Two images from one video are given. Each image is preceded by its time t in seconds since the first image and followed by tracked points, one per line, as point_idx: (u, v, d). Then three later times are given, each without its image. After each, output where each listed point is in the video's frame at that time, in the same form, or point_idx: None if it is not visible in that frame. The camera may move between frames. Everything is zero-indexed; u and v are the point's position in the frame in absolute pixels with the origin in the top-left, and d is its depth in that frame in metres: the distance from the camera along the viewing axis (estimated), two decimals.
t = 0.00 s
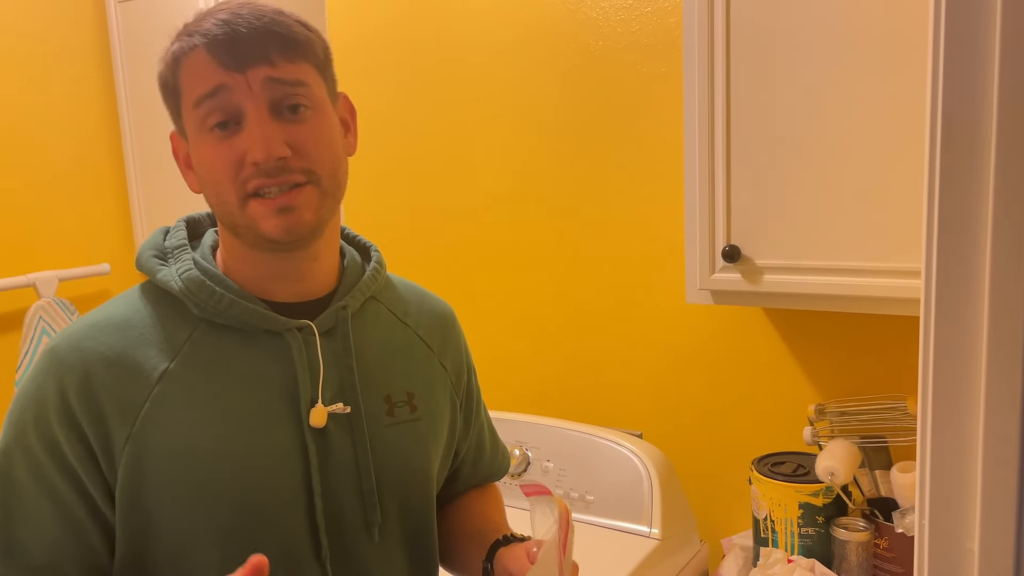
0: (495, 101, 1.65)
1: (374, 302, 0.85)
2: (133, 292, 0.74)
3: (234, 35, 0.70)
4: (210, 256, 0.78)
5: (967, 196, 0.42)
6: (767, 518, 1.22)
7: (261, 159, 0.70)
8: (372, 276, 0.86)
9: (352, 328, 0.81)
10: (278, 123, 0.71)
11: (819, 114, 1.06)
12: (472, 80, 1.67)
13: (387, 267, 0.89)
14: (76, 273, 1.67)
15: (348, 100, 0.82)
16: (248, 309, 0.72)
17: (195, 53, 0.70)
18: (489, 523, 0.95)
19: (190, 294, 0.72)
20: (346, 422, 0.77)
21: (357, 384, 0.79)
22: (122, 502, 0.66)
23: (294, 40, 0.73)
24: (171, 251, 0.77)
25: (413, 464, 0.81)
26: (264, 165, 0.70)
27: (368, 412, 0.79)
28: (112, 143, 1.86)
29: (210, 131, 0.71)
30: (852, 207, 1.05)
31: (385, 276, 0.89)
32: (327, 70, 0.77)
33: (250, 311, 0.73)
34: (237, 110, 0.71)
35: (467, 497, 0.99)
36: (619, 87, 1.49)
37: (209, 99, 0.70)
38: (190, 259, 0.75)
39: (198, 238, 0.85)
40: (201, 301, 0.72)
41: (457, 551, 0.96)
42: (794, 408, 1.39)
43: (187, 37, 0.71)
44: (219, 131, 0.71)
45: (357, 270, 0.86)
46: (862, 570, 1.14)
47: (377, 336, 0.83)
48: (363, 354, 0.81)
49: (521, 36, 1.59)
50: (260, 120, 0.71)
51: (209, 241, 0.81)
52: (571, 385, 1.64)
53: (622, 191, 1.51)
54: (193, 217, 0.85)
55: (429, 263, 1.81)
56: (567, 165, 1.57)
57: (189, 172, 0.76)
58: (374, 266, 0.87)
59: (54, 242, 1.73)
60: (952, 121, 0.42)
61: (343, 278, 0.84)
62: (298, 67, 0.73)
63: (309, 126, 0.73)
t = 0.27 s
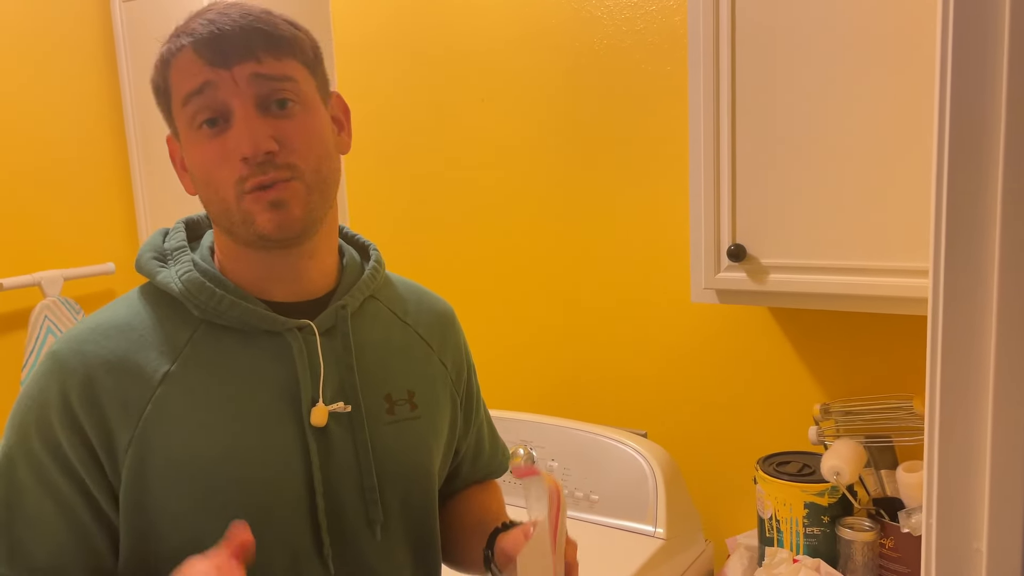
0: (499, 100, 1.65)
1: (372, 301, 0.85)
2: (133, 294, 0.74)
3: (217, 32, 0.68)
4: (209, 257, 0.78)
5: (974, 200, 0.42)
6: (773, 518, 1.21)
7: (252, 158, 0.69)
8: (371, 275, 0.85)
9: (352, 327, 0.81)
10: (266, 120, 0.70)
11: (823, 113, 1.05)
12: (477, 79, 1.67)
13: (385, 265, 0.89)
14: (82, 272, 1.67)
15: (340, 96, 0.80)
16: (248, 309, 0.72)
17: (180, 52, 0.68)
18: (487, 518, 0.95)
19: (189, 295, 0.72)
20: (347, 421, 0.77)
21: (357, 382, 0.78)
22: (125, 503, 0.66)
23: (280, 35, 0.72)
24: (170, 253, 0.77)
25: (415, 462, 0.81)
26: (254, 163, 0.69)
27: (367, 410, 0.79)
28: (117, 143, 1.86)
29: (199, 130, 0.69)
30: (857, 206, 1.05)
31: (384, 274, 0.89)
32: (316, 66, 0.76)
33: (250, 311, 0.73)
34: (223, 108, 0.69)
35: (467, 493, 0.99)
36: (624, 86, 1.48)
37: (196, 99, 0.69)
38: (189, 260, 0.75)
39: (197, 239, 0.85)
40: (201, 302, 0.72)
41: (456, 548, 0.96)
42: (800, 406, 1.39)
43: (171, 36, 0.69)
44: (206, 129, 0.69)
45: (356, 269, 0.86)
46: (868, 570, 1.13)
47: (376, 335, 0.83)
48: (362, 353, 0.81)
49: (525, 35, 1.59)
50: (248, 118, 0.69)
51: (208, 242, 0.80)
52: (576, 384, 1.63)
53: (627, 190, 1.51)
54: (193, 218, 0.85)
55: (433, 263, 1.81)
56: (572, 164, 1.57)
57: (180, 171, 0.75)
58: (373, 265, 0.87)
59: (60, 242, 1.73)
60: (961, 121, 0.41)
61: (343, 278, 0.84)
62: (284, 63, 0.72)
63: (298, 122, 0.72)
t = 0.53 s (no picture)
0: (501, 99, 1.65)
1: (370, 299, 0.85)
2: (132, 292, 0.74)
3: (254, 31, 0.71)
4: (207, 255, 0.78)
5: (975, 201, 0.42)
6: (774, 517, 1.22)
7: (269, 152, 0.70)
8: (368, 273, 0.86)
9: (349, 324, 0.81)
10: (288, 119, 0.73)
11: (825, 112, 1.05)
12: (478, 78, 1.67)
13: (382, 263, 0.89)
14: (84, 271, 1.67)
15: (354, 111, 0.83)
16: (247, 305, 0.72)
17: (212, 44, 0.71)
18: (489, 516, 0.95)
19: (188, 292, 0.72)
20: (347, 417, 0.77)
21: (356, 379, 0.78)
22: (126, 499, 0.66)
23: (311, 43, 0.75)
24: (168, 251, 0.77)
25: (414, 458, 0.81)
26: (273, 158, 0.71)
27: (366, 406, 0.79)
28: (119, 142, 1.86)
29: (219, 121, 0.71)
30: (859, 205, 1.04)
31: (381, 272, 0.89)
32: (339, 78, 0.79)
33: (249, 307, 0.72)
34: (249, 103, 0.72)
35: (468, 492, 0.99)
36: (625, 85, 1.48)
37: (222, 90, 0.71)
38: (187, 259, 0.75)
39: (195, 239, 0.85)
40: (199, 299, 0.72)
41: (459, 546, 0.96)
42: (801, 406, 1.39)
43: (204, 28, 0.72)
44: (229, 121, 0.71)
45: (353, 266, 0.86)
46: (869, 569, 1.13)
47: (374, 332, 0.83)
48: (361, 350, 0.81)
49: (527, 33, 1.59)
50: (271, 114, 0.72)
51: (206, 241, 0.80)
52: (577, 383, 1.63)
53: (628, 189, 1.51)
54: (190, 218, 0.85)
55: (435, 262, 1.81)
56: (573, 163, 1.57)
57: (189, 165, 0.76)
58: (370, 263, 0.87)
59: (62, 240, 1.73)
60: (961, 119, 0.41)
61: (341, 276, 0.84)
62: (311, 68, 0.75)
63: (318, 126, 0.74)
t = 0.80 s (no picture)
0: (502, 98, 1.65)
1: (372, 298, 0.85)
2: (134, 293, 0.74)
3: (296, 35, 0.72)
4: (209, 255, 0.78)
5: (978, 200, 0.42)
6: (775, 516, 1.22)
7: (296, 156, 0.71)
8: (370, 272, 0.86)
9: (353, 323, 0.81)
10: (316, 125, 0.73)
11: (827, 112, 1.05)
12: (480, 77, 1.67)
13: (384, 263, 0.89)
14: (86, 270, 1.67)
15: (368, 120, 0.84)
16: (250, 306, 0.72)
17: (249, 41, 0.71)
18: (492, 514, 0.95)
19: (191, 293, 0.72)
20: (350, 417, 0.77)
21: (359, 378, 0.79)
22: (128, 500, 0.66)
23: (345, 53, 0.76)
24: (170, 251, 0.77)
25: (417, 457, 0.81)
26: (299, 162, 0.71)
27: (369, 405, 0.79)
28: (120, 141, 1.86)
29: (247, 119, 0.71)
30: (862, 204, 1.04)
31: (382, 272, 0.89)
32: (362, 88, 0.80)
33: (252, 308, 0.72)
34: (280, 104, 0.72)
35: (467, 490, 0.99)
36: (628, 84, 1.48)
37: (254, 89, 0.71)
38: (189, 259, 0.75)
39: (196, 239, 0.85)
40: (202, 300, 0.71)
41: (461, 543, 0.96)
42: (803, 405, 1.39)
43: (242, 24, 0.72)
44: (257, 120, 0.72)
45: (355, 266, 0.86)
46: (871, 569, 1.13)
47: (377, 331, 0.83)
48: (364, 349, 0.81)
49: (529, 32, 1.59)
50: (301, 119, 0.72)
51: (208, 241, 0.80)
52: (579, 382, 1.63)
53: (631, 188, 1.51)
54: (192, 217, 0.85)
55: (436, 261, 1.81)
56: (575, 162, 1.57)
57: (202, 154, 0.76)
58: (371, 262, 0.87)
59: (64, 240, 1.73)
60: (963, 118, 0.41)
61: (343, 275, 0.84)
62: (344, 78, 0.76)
63: (342, 134, 0.75)
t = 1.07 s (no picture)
0: (503, 98, 1.65)
1: (373, 296, 0.86)
2: (135, 296, 0.75)
3: (379, 72, 0.69)
4: (210, 257, 0.79)
5: (976, 203, 0.42)
6: (774, 516, 1.22)
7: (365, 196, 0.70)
8: (371, 271, 0.86)
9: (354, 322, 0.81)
10: (380, 160, 0.71)
11: (827, 113, 1.06)
12: (481, 78, 1.67)
13: (384, 262, 0.90)
14: (87, 270, 1.68)
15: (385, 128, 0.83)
16: (251, 307, 0.73)
17: (339, 72, 0.67)
18: (493, 510, 0.96)
19: (194, 294, 0.72)
20: (352, 415, 0.78)
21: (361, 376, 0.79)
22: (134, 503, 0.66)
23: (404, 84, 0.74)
24: (171, 254, 0.77)
25: (420, 454, 0.82)
26: (366, 202, 0.70)
27: (372, 404, 0.79)
28: (122, 142, 1.87)
29: (318, 150, 0.67)
30: (862, 204, 1.05)
31: (383, 271, 0.89)
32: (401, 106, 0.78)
33: (253, 309, 0.73)
34: (354, 142, 0.69)
35: (472, 484, 0.99)
36: (628, 85, 1.48)
37: (336, 122, 0.67)
38: (190, 261, 0.75)
39: (197, 240, 0.85)
40: (204, 302, 0.72)
41: (464, 539, 0.96)
42: (802, 405, 1.39)
43: (328, 50, 0.67)
44: (328, 155, 0.68)
45: (356, 266, 0.87)
46: (870, 568, 1.13)
47: (378, 329, 0.83)
48: (366, 348, 0.82)
49: (530, 33, 1.59)
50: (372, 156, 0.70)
51: (207, 243, 0.81)
52: (580, 382, 1.64)
53: (631, 188, 1.51)
54: (192, 220, 0.85)
55: (437, 261, 1.81)
56: (575, 163, 1.57)
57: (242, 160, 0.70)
58: (371, 261, 0.88)
59: (65, 240, 1.74)
60: (958, 121, 0.42)
61: (344, 275, 0.85)
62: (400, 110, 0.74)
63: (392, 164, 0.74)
